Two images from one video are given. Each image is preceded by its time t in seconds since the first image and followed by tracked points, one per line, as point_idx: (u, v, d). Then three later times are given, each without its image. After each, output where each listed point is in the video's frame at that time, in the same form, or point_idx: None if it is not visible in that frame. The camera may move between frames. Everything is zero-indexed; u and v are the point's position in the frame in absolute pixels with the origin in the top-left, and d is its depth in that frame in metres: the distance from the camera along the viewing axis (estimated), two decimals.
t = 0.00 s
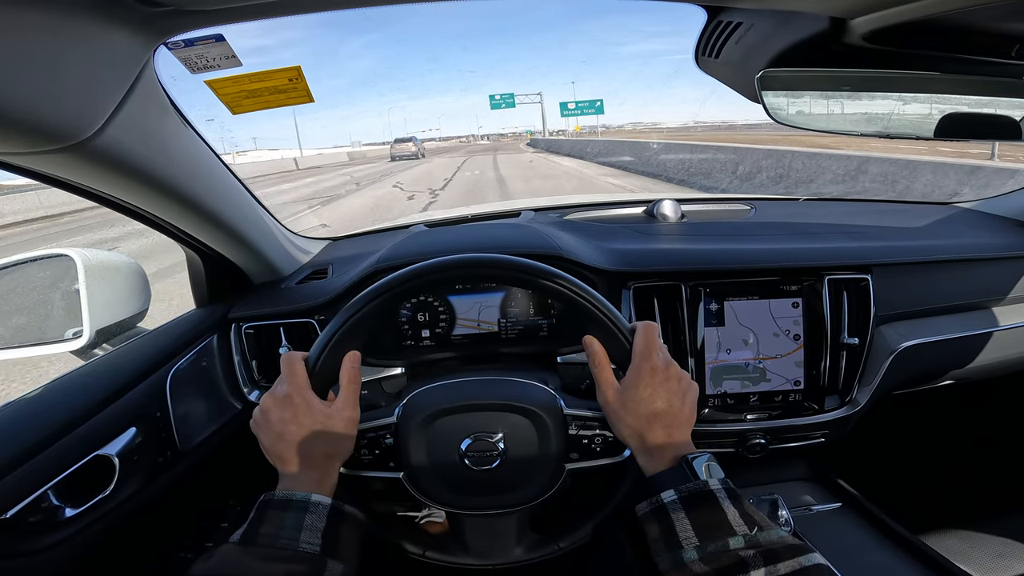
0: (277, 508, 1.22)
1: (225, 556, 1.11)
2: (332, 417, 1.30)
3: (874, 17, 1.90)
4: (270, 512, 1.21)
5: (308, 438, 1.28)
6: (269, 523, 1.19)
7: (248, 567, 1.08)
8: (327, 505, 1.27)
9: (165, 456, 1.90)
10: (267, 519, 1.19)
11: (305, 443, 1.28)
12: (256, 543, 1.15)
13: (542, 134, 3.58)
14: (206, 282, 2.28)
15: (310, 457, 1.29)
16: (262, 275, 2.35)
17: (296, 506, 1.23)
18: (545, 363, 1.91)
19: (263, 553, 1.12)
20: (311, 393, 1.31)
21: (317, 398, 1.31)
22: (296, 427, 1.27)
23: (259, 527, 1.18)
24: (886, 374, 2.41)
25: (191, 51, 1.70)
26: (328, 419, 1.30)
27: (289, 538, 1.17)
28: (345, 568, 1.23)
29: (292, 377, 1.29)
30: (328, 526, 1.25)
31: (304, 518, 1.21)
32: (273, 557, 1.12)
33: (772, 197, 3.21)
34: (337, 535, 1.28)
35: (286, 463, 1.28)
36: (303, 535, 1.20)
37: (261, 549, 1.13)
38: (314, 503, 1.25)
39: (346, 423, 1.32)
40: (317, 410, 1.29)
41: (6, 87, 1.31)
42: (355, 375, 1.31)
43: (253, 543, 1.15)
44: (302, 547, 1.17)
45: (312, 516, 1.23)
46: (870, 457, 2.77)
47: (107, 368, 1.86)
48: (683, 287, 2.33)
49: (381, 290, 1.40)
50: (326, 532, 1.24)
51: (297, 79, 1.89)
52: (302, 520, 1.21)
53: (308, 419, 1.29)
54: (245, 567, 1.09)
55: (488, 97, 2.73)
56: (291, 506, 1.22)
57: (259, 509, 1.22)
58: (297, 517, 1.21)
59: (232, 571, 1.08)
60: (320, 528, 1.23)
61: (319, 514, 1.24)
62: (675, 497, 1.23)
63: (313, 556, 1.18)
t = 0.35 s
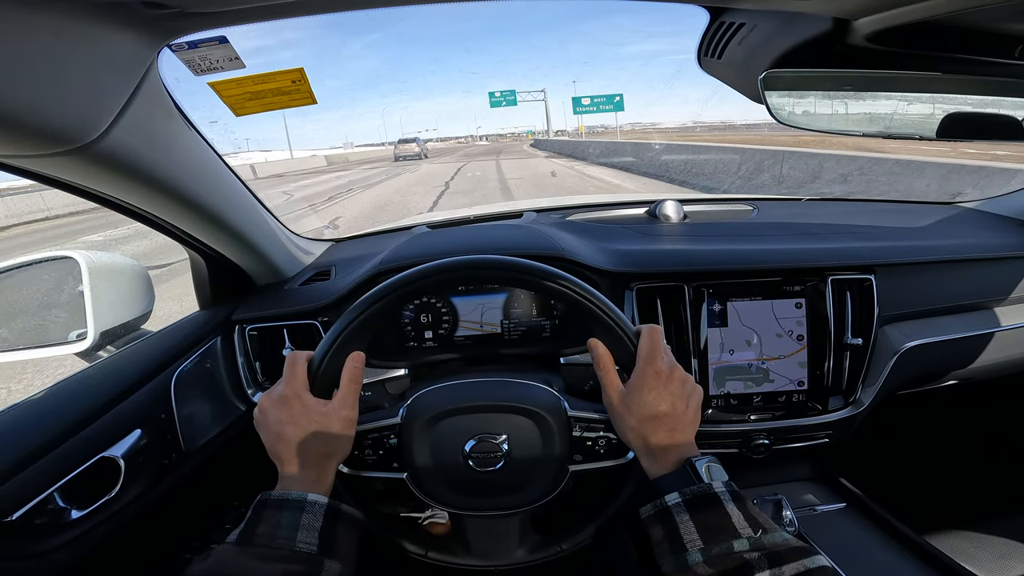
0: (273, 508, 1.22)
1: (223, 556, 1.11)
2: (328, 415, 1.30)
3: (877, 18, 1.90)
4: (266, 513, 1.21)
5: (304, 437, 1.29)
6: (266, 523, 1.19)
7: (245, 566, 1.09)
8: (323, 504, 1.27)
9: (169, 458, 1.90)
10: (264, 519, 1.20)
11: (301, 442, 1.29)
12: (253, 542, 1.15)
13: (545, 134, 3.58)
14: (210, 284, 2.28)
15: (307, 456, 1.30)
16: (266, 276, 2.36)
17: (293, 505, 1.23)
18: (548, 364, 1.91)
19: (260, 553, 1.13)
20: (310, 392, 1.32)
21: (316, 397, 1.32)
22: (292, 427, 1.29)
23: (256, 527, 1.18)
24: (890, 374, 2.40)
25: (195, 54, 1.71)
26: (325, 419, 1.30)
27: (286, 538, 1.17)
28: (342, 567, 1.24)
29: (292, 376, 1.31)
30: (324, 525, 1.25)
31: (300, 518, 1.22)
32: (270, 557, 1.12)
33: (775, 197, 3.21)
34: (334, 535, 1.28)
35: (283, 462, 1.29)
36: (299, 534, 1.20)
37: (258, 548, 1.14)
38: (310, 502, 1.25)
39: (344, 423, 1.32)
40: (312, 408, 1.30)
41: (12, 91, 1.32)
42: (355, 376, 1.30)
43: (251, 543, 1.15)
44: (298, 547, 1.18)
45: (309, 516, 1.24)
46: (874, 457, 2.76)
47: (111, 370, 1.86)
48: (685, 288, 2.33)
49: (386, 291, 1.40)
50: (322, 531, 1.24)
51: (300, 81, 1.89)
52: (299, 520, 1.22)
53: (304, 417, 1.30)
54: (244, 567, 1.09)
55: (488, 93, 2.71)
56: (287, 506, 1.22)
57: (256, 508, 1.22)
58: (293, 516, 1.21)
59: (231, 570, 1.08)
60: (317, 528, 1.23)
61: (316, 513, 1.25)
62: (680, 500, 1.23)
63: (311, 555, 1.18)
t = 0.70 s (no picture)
0: (275, 509, 1.21)
1: (224, 557, 1.11)
2: (329, 416, 1.30)
3: (879, 19, 1.90)
4: (268, 513, 1.21)
5: (305, 438, 1.29)
6: (268, 524, 1.19)
7: (247, 567, 1.08)
8: (325, 505, 1.27)
9: (171, 459, 1.90)
10: (265, 520, 1.19)
11: (302, 443, 1.29)
12: (255, 543, 1.15)
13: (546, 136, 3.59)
14: (212, 285, 2.28)
15: (308, 456, 1.30)
16: (267, 278, 2.35)
17: (294, 506, 1.23)
18: (551, 365, 1.91)
19: (262, 553, 1.12)
20: (311, 393, 1.32)
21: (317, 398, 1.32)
22: (293, 427, 1.28)
23: (258, 528, 1.18)
24: (893, 375, 2.40)
25: (197, 54, 1.71)
26: (326, 419, 1.29)
27: (288, 539, 1.17)
28: (344, 568, 1.23)
29: (293, 377, 1.31)
30: (326, 526, 1.25)
31: (302, 518, 1.21)
32: (272, 557, 1.12)
33: (777, 199, 3.21)
34: (336, 536, 1.28)
35: (284, 463, 1.29)
36: (302, 535, 1.20)
37: (260, 549, 1.13)
38: (312, 503, 1.24)
39: (345, 424, 1.31)
40: (313, 409, 1.30)
41: (14, 91, 1.31)
42: (356, 376, 1.30)
43: (253, 544, 1.15)
44: (301, 547, 1.17)
45: (311, 517, 1.23)
46: (877, 459, 2.75)
47: (112, 371, 1.86)
48: (687, 290, 2.33)
49: (388, 293, 1.40)
50: (325, 531, 1.24)
51: (302, 82, 1.89)
52: (301, 521, 1.21)
53: (305, 418, 1.30)
54: (246, 568, 1.09)
55: (488, 90, 2.69)
56: (290, 506, 1.22)
57: (258, 509, 1.22)
58: (296, 517, 1.21)
59: (233, 571, 1.08)
60: (319, 528, 1.23)
61: (318, 514, 1.24)
62: (683, 503, 1.23)
63: (312, 557, 1.18)
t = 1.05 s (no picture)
0: (274, 509, 1.21)
1: (223, 558, 1.11)
2: (330, 416, 1.30)
3: (878, 18, 1.90)
4: (267, 513, 1.21)
5: (305, 437, 1.29)
6: (268, 523, 1.19)
7: (246, 567, 1.09)
8: (324, 505, 1.27)
9: (172, 461, 1.90)
10: (263, 520, 1.19)
11: (301, 443, 1.29)
12: (254, 543, 1.15)
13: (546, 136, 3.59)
14: (212, 287, 2.28)
15: (307, 456, 1.30)
16: (268, 280, 2.36)
17: (294, 506, 1.23)
18: (552, 366, 1.91)
19: (261, 553, 1.13)
20: (312, 393, 1.32)
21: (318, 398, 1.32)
22: (293, 427, 1.29)
23: (257, 527, 1.18)
24: (894, 375, 2.40)
25: (196, 56, 1.70)
26: (326, 419, 1.30)
27: (288, 538, 1.17)
28: (344, 568, 1.24)
29: (294, 376, 1.32)
30: (325, 526, 1.25)
31: (301, 518, 1.21)
32: (272, 557, 1.12)
33: (777, 199, 3.20)
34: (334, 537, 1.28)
35: (284, 462, 1.30)
36: (301, 535, 1.20)
37: (259, 549, 1.14)
38: (311, 503, 1.25)
39: (345, 424, 1.31)
40: (314, 408, 1.30)
41: (13, 92, 1.32)
42: (357, 376, 1.30)
43: (251, 544, 1.15)
44: (299, 547, 1.17)
45: (309, 516, 1.23)
46: (878, 459, 2.75)
47: (113, 373, 1.87)
48: (688, 290, 2.32)
49: (389, 294, 1.40)
50: (323, 532, 1.24)
51: (301, 83, 1.89)
52: (300, 521, 1.21)
53: (305, 417, 1.30)
54: (247, 567, 1.09)
55: (485, 83, 2.65)
56: (289, 506, 1.21)
57: (257, 508, 1.22)
58: (294, 517, 1.21)
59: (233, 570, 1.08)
60: (318, 528, 1.23)
61: (316, 514, 1.24)
62: (683, 505, 1.23)
63: (311, 557, 1.18)
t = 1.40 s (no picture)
0: (242, 541, 1.22)
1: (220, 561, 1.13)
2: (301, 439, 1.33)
3: (869, 23, 1.91)
4: (236, 545, 1.22)
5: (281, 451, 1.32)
6: (237, 556, 1.20)
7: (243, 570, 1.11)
8: (291, 532, 1.25)
9: (172, 461, 1.92)
10: (232, 553, 1.20)
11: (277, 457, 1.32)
12: None
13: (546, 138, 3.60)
14: (212, 290, 2.30)
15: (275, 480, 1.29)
16: (267, 282, 2.38)
17: (259, 537, 1.22)
18: (549, 369, 1.92)
19: None
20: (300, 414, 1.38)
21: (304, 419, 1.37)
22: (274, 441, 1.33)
23: (227, 561, 1.19)
24: (889, 378, 2.41)
25: (194, 61, 1.72)
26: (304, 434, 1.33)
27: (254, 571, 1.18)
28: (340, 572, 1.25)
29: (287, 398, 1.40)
30: (295, 555, 1.23)
31: (268, 549, 1.21)
32: None
33: (775, 201, 3.22)
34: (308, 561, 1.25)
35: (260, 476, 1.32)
36: (269, 566, 1.20)
37: None
38: (277, 533, 1.24)
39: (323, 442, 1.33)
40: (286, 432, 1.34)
41: (14, 97, 1.33)
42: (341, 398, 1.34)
43: None
44: None
45: (277, 546, 1.22)
46: (876, 460, 2.76)
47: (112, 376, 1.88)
48: (684, 293, 2.34)
49: (388, 296, 1.42)
50: (293, 559, 1.23)
51: (299, 88, 1.90)
52: (267, 551, 1.21)
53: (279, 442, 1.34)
54: None
55: (482, 79, 2.67)
56: (254, 538, 1.22)
57: (227, 542, 1.23)
58: (261, 548, 1.21)
59: None
60: (287, 557, 1.22)
61: (283, 543, 1.23)
62: (677, 509, 1.24)
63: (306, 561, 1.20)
